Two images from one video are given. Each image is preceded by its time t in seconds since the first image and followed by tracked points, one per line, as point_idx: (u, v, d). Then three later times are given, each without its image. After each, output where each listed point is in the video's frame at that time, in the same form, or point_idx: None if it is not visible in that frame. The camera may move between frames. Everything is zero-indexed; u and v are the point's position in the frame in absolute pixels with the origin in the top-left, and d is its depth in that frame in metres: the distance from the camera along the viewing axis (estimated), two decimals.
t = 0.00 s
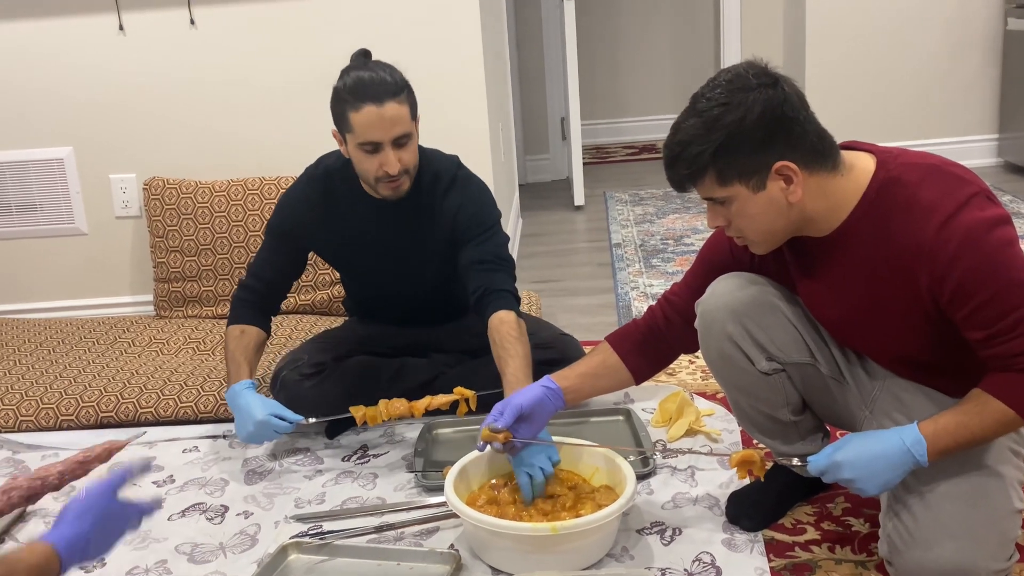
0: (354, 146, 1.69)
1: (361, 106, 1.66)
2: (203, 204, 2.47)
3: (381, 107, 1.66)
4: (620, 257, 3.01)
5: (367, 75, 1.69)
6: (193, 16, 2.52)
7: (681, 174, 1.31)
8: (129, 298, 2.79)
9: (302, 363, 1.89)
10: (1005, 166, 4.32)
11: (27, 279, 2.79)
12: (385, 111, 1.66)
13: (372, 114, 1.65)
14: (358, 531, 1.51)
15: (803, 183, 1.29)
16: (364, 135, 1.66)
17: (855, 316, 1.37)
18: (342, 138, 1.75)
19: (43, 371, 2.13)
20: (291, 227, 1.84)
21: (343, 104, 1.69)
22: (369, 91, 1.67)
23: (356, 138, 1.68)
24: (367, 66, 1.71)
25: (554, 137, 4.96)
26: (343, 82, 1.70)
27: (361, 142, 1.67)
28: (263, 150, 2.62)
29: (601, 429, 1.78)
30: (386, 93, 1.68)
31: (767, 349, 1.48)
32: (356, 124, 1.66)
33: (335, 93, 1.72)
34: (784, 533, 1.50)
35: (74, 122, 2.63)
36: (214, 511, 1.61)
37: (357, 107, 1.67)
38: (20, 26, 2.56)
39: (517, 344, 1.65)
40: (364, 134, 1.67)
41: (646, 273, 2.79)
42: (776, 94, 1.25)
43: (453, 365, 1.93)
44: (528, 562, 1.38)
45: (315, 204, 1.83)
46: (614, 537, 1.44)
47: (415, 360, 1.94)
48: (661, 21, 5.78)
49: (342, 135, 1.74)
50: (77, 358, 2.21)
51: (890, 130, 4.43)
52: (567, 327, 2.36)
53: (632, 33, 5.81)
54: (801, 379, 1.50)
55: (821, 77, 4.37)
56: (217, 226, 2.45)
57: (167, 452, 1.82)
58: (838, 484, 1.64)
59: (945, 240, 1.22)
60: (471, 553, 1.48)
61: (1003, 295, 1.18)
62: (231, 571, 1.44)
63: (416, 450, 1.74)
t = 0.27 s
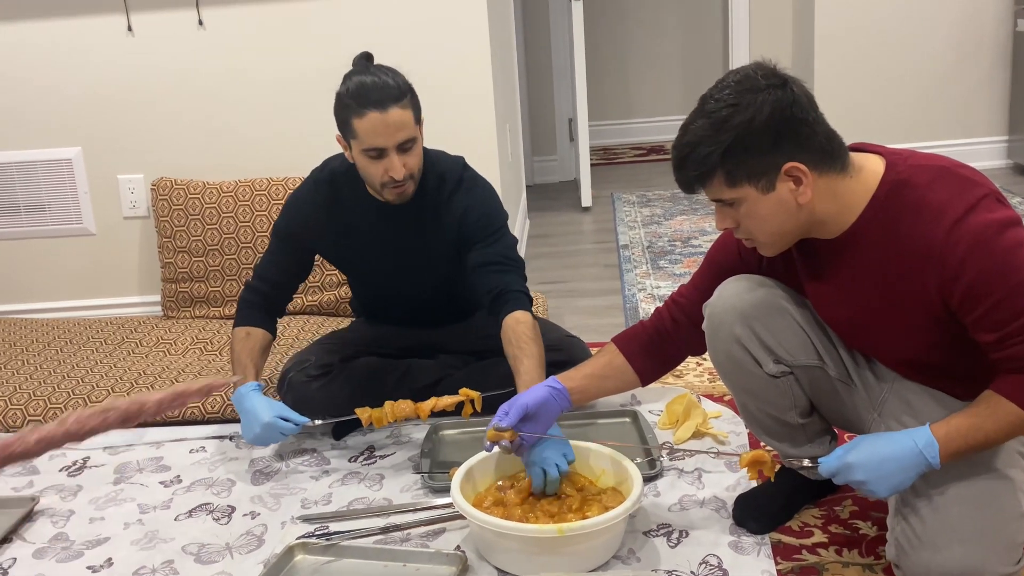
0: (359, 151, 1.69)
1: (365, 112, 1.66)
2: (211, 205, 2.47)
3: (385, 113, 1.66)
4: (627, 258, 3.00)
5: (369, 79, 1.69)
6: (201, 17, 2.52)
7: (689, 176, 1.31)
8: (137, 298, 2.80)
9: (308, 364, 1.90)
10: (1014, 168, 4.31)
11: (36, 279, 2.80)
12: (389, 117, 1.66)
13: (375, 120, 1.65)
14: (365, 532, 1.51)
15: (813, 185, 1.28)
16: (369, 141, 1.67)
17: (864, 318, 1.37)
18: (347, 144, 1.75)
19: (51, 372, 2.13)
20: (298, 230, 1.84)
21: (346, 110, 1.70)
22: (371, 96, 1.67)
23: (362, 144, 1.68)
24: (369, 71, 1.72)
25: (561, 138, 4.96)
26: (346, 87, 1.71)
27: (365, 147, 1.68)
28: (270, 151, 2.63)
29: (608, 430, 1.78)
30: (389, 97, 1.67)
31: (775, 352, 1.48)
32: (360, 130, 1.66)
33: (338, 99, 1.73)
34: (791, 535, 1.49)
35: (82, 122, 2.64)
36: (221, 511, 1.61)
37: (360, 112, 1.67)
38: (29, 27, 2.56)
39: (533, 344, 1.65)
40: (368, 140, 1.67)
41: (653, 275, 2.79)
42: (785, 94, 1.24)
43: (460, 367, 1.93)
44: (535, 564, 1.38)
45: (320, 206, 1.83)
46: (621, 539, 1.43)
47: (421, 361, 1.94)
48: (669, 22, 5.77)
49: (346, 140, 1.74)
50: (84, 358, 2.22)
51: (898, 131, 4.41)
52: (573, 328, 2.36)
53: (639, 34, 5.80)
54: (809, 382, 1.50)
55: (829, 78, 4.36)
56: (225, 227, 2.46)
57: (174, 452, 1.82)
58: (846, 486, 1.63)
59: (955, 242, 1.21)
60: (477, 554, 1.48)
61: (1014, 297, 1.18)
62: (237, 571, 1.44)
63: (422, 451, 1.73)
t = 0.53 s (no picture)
0: (367, 149, 1.70)
1: (372, 110, 1.67)
2: (220, 204, 2.48)
3: (393, 110, 1.66)
4: (634, 259, 3.01)
5: (376, 78, 1.70)
6: (210, 17, 2.53)
7: (698, 174, 1.31)
8: (146, 297, 2.81)
9: (316, 363, 1.90)
10: None
11: (46, 278, 2.82)
12: (396, 114, 1.66)
13: (383, 118, 1.65)
14: (372, 531, 1.52)
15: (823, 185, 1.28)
16: (377, 139, 1.67)
17: (872, 319, 1.37)
18: (355, 143, 1.76)
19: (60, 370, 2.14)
20: (307, 230, 1.85)
21: (354, 108, 1.70)
22: (379, 95, 1.68)
23: (369, 142, 1.68)
24: (376, 70, 1.72)
25: (569, 138, 4.97)
26: (353, 87, 1.71)
27: (374, 146, 1.68)
28: (279, 151, 2.64)
29: (614, 430, 1.78)
30: (397, 95, 1.68)
31: (782, 353, 1.47)
32: (369, 128, 1.67)
33: (345, 98, 1.73)
34: (798, 536, 1.49)
35: (92, 122, 2.65)
36: (229, 510, 1.62)
37: (368, 110, 1.67)
38: (40, 27, 2.58)
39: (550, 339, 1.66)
40: (376, 138, 1.67)
41: (661, 275, 2.79)
42: (796, 94, 1.25)
43: (468, 367, 1.93)
44: (542, 564, 1.38)
45: (329, 207, 1.84)
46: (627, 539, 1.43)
47: (429, 361, 1.94)
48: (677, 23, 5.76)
49: (354, 138, 1.75)
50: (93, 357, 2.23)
51: (907, 132, 4.40)
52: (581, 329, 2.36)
53: (648, 35, 5.79)
54: (816, 383, 1.49)
55: (838, 79, 4.35)
56: (233, 227, 2.47)
57: (182, 451, 1.83)
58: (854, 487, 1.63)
59: (964, 244, 1.22)
60: (484, 554, 1.48)
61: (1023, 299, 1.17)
62: (245, 570, 1.44)
63: (429, 451, 1.74)
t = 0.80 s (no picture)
0: (380, 143, 1.71)
1: (385, 104, 1.68)
2: (232, 203, 2.49)
3: (405, 103, 1.67)
4: (645, 258, 3.01)
5: (389, 72, 1.71)
6: (223, 16, 2.55)
7: (712, 170, 1.32)
8: (159, 295, 2.82)
9: (327, 361, 1.91)
10: None
11: (58, 276, 2.83)
12: (409, 107, 1.67)
13: (396, 110, 1.67)
14: (382, 528, 1.52)
15: (835, 183, 1.29)
16: (389, 132, 1.68)
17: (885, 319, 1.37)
18: (368, 137, 1.77)
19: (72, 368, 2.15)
20: (319, 227, 1.86)
21: (367, 102, 1.72)
22: (392, 89, 1.69)
23: (383, 135, 1.69)
24: (389, 65, 1.74)
25: (580, 138, 4.97)
26: (367, 81, 1.73)
27: (387, 138, 1.69)
28: (291, 150, 2.65)
29: (624, 429, 1.77)
30: (410, 89, 1.70)
31: (794, 352, 1.47)
32: (382, 121, 1.68)
33: (359, 93, 1.75)
34: (810, 536, 1.49)
35: (105, 120, 2.66)
36: (240, 507, 1.62)
37: (381, 104, 1.69)
38: (53, 26, 2.60)
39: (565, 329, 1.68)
40: (389, 131, 1.68)
41: (671, 275, 2.78)
42: (811, 92, 1.26)
43: (478, 366, 1.93)
44: (552, 563, 1.39)
45: (342, 204, 1.85)
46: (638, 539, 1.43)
47: (439, 359, 1.94)
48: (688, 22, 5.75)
49: (366, 132, 1.76)
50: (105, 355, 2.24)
51: (919, 132, 4.39)
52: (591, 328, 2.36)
53: (659, 34, 5.78)
54: (828, 383, 1.49)
55: (849, 79, 4.34)
56: (245, 226, 2.47)
57: (194, 448, 1.83)
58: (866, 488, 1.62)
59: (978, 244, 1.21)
60: (495, 552, 1.48)
61: None
62: (256, 567, 1.45)
63: (439, 449, 1.74)
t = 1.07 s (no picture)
0: (407, 132, 1.70)
1: (413, 93, 1.68)
2: (254, 199, 2.49)
3: (433, 93, 1.67)
4: (666, 257, 2.99)
5: (418, 62, 1.71)
6: (246, 12, 2.55)
7: (745, 163, 1.31)
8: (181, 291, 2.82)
9: (352, 356, 1.91)
10: None
11: (80, 271, 2.84)
12: (437, 96, 1.67)
13: (424, 100, 1.66)
14: (408, 525, 1.51)
15: (871, 177, 1.28)
16: (417, 122, 1.68)
17: (918, 317, 1.35)
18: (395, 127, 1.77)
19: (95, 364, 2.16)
20: (344, 220, 1.86)
21: (395, 92, 1.72)
22: (420, 79, 1.69)
23: (409, 125, 1.69)
24: (418, 55, 1.74)
25: (598, 136, 4.96)
26: (395, 71, 1.73)
27: (414, 128, 1.68)
28: (313, 146, 2.65)
29: (650, 428, 1.76)
30: (438, 79, 1.70)
31: (826, 351, 1.46)
32: (409, 111, 1.67)
33: (386, 84, 1.76)
34: (840, 537, 1.48)
35: (128, 116, 2.67)
36: (266, 503, 1.62)
37: (409, 94, 1.68)
38: (77, 22, 2.60)
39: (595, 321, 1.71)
40: (417, 121, 1.68)
41: (693, 273, 2.77)
42: (848, 85, 1.25)
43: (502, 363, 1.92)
44: (580, 561, 1.38)
45: (368, 197, 1.85)
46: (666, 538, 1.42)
47: (464, 356, 1.94)
48: (707, 20, 5.72)
49: (393, 123, 1.76)
50: (127, 351, 2.24)
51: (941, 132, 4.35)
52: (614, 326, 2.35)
53: (677, 33, 5.76)
54: (859, 381, 1.48)
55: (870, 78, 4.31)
56: (268, 222, 2.47)
57: (218, 444, 1.83)
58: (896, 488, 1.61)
59: (1015, 240, 1.21)
60: (522, 550, 1.47)
61: None
62: (282, 563, 1.45)
63: (464, 447, 1.73)
